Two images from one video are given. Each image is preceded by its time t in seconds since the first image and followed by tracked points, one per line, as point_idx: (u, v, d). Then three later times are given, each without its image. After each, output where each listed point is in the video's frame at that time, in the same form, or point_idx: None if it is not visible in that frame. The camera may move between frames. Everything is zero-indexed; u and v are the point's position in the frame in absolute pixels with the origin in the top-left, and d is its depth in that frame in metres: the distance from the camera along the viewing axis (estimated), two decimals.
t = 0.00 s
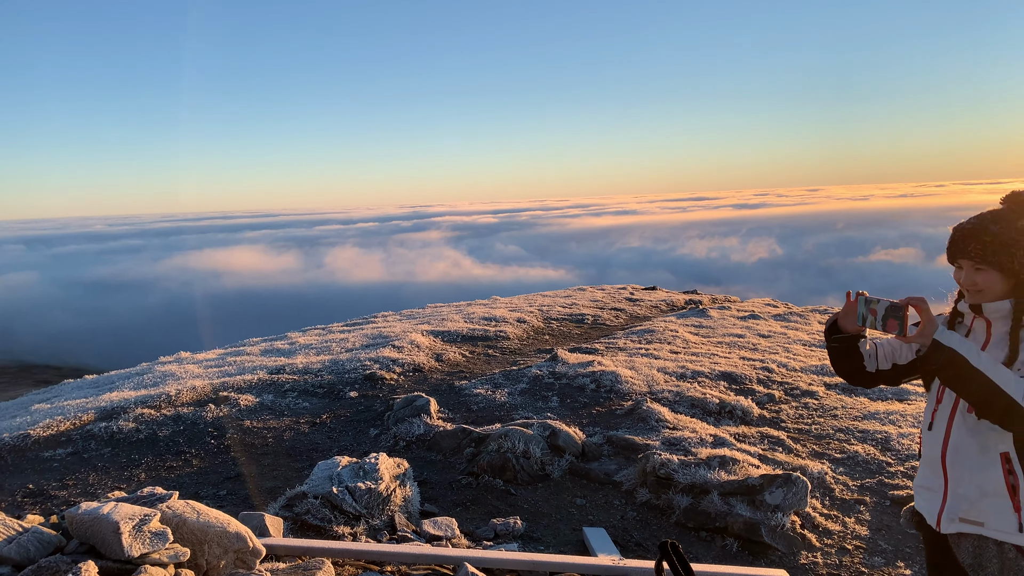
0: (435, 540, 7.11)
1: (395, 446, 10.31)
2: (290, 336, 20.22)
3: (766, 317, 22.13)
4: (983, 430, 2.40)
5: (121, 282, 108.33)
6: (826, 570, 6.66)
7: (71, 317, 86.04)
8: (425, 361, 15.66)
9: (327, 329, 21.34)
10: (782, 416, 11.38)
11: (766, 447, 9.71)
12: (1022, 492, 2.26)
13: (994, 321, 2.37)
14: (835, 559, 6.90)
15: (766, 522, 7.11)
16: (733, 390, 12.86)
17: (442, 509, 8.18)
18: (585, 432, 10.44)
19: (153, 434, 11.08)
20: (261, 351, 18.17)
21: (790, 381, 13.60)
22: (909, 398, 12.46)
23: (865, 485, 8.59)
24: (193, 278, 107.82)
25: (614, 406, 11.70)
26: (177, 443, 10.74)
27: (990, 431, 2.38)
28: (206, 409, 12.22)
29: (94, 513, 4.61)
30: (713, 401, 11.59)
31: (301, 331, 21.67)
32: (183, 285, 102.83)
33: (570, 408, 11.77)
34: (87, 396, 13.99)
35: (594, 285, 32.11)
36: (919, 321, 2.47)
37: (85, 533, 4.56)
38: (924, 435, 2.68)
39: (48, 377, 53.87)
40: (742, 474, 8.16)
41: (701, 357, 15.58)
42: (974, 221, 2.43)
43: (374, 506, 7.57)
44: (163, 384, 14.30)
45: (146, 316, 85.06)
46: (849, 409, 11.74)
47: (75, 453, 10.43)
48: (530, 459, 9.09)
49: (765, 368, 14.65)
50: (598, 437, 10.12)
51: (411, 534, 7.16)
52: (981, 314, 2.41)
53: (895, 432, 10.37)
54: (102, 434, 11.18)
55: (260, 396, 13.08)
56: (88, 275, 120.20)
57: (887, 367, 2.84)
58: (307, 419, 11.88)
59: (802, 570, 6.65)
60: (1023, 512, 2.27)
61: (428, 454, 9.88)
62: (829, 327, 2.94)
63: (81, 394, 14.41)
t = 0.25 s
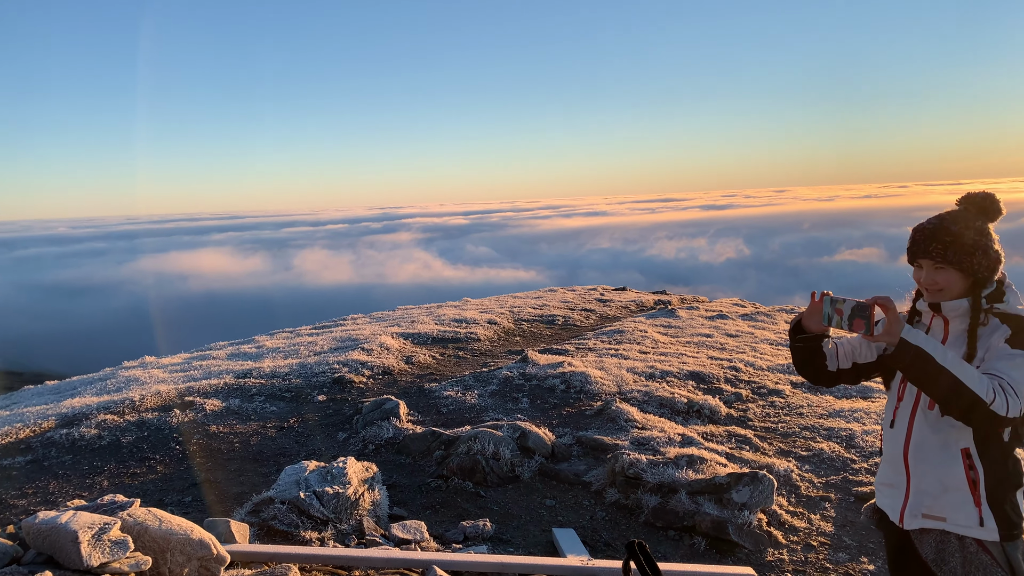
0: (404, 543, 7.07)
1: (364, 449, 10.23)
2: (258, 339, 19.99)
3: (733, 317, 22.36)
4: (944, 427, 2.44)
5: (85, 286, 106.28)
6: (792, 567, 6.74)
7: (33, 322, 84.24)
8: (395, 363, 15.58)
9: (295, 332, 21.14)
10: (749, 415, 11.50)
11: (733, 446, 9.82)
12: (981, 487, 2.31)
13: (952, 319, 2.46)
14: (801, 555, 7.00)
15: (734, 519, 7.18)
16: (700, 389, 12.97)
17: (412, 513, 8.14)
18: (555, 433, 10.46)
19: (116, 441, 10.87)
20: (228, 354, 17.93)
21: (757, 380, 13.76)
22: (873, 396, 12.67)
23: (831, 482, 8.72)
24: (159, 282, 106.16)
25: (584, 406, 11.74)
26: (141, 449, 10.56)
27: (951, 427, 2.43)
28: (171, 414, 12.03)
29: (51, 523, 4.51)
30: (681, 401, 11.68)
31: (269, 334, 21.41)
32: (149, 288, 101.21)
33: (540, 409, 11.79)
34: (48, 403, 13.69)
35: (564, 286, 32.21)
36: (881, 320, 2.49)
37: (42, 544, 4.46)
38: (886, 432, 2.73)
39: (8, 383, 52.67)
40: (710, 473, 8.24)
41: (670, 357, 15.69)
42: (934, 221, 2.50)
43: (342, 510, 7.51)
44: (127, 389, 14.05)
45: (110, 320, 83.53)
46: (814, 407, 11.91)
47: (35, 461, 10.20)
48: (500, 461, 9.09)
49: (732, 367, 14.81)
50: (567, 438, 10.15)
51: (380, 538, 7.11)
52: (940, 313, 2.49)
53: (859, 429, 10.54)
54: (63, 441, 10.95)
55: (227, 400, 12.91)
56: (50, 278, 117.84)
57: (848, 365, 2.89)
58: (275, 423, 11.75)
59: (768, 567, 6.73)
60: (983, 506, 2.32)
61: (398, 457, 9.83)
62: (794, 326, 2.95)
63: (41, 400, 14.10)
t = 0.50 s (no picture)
0: (374, 546, 7.02)
1: (334, 452, 10.15)
2: (228, 342, 19.74)
3: (704, 316, 22.55)
4: (909, 424, 2.48)
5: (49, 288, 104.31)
6: (761, 564, 6.81)
7: None
8: (366, 365, 15.48)
9: (265, 334, 20.91)
10: (720, 413, 11.61)
11: (704, 444, 9.90)
12: (946, 482, 2.36)
13: (914, 318, 2.51)
14: (770, 552, 7.06)
15: (704, 518, 7.24)
16: (671, 389, 13.05)
17: (383, 515, 8.09)
18: (527, 433, 10.46)
19: (81, 446, 10.67)
20: (197, 357, 17.69)
21: (728, 379, 13.88)
22: (841, 394, 12.85)
23: (799, 479, 8.82)
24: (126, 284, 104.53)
25: (556, 407, 11.76)
26: (107, 454, 10.37)
27: (916, 424, 2.47)
28: (137, 418, 11.84)
29: (10, 531, 4.41)
30: (652, 400, 11.75)
31: (238, 336, 21.15)
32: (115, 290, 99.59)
33: (513, 410, 11.79)
34: (9, 408, 13.39)
35: (537, 286, 32.23)
36: (850, 317, 2.50)
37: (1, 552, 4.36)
38: (853, 429, 2.76)
39: None
40: (680, 472, 8.29)
41: (641, 357, 15.77)
42: (899, 222, 2.54)
43: (311, 514, 7.45)
44: (91, 393, 13.80)
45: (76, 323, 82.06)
46: (783, 405, 12.03)
47: None
48: (472, 462, 9.07)
49: (702, 366, 14.92)
50: (539, 438, 10.16)
51: (350, 542, 7.04)
52: (901, 312, 2.54)
53: (828, 427, 10.68)
54: (25, 447, 10.71)
55: (195, 404, 12.73)
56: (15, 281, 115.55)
57: (813, 363, 2.93)
58: (244, 426, 11.61)
59: (738, 564, 6.79)
60: (947, 501, 2.37)
61: (369, 459, 9.76)
62: (762, 324, 2.96)
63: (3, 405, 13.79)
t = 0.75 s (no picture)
0: (345, 549, 6.95)
1: (304, 455, 10.05)
2: (197, 344, 19.49)
3: (676, 316, 22.69)
4: (873, 421, 2.50)
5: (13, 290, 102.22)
6: (731, 561, 6.85)
7: None
8: (338, 367, 15.37)
9: (236, 336, 20.67)
10: (691, 412, 11.68)
11: (675, 443, 9.95)
12: (909, 478, 2.39)
13: (878, 316, 2.52)
14: (740, 549, 7.11)
15: (674, 516, 7.27)
16: (642, 388, 13.11)
17: (354, 518, 8.02)
18: (500, 434, 10.44)
19: (44, 451, 10.45)
20: (165, 360, 17.44)
21: (699, 378, 13.97)
22: (810, 392, 13.00)
23: (769, 477, 8.90)
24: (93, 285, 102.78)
25: (529, 407, 11.76)
26: (71, 459, 10.17)
27: (879, 421, 2.49)
28: (103, 422, 11.63)
29: None
30: (624, 400, 11.79)
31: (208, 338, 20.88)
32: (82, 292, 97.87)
33: (485, 410, 11.76)
34: None
35: (511, 287, 32.22)
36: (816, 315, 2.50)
37: None
38: (816, 426, 2.77)
39: None
40: (652, 471, 8.33)
41: (614, 356, 15.83)
42: (865, 219, 2.55)
43: (281, 518, 7.36)
44: (56, 397, 13.54)
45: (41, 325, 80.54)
46: (753, 404, 12.14)
47: None
48: (444, 463, 9.03)
49: (674, 365, 15.01)
50: (512, 438, 10.14)
51: (320, 545, 6.97)
52: (866, 310, 2.55)
53: (797, 425, 10.79)
54: None
55: (162, 407, 12.55)
56: None
57: (778, 362, 2.94)
58: (213, 429, 11.46)
59: (709, 562, 6.82)
60: (910, 496, 2.39)
61: (340, 462, 9.68)
62: (729, 323, 2.96)
63: None
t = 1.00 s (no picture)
0: (316, 553, 6.89)
1: (275, 457, 9.96)
2: (167, 346, 19.23)
3: (649, 315, 22.83)
4: (840, 419, 2.53)
5: None
6: (702, 559, 6.90)
7: None
8: (310, 368, 15.24)
9: (206, 338, 20.40)
10: (663, 411, 11.76)
11: (647, 442, 10.00)
12: (877, 475, 2.42)
13: (844, 315, 2.54)
14: (711, 547, 7.17)
15: (647, 515, 7.31)
16: (615, 387, 13.17)
17: (325, 521, 7.96)
18: (473, 434, 10.43)
19: (8, 456, 10.24)
20: (133, 362, 17.17)
21: (671, 377, 14.06)
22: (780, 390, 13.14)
23: (739, 475, 8.99)
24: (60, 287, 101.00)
25: (502, 407, 11.75)
26: (35, 464, 9.97)
27: (847, 419, 2.52)
28: (69, 426, 11.41)
29: None
30: (597, 399, 11.83)
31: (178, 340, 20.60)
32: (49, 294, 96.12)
33: (459, 411, 11.74)
34: None
35: (485, 287, 32.17)
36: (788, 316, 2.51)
37: None
38: (785, 425, 2.79)
39: None
40: (624, 470, 8.36)
41: (587, 356, 15.88)
42: (828, 220, 2.57)
43: (251, 521, 7.24)
44: (20, 400, 13.27)
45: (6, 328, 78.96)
46: (724, 402, 12.26)
47: None
48: (416, 465, 8.99)
49: (646, 364, 15.09)
50: (486, 439, 10.13)
51: (290, 548, 6.91)
52: (833, 310, 2.57)
53: (767, 422, 10.91)
54: None
55: (130, 410, 12.35)
56: None
57: (746, 363, 2.96)
58: (182, 433, 11.31)
59: (681, 560, 6.86)
60: (877, 492, 2.43)
61: (312, 464, 9.60)
62: (699, 324, 2.98)
63: None
